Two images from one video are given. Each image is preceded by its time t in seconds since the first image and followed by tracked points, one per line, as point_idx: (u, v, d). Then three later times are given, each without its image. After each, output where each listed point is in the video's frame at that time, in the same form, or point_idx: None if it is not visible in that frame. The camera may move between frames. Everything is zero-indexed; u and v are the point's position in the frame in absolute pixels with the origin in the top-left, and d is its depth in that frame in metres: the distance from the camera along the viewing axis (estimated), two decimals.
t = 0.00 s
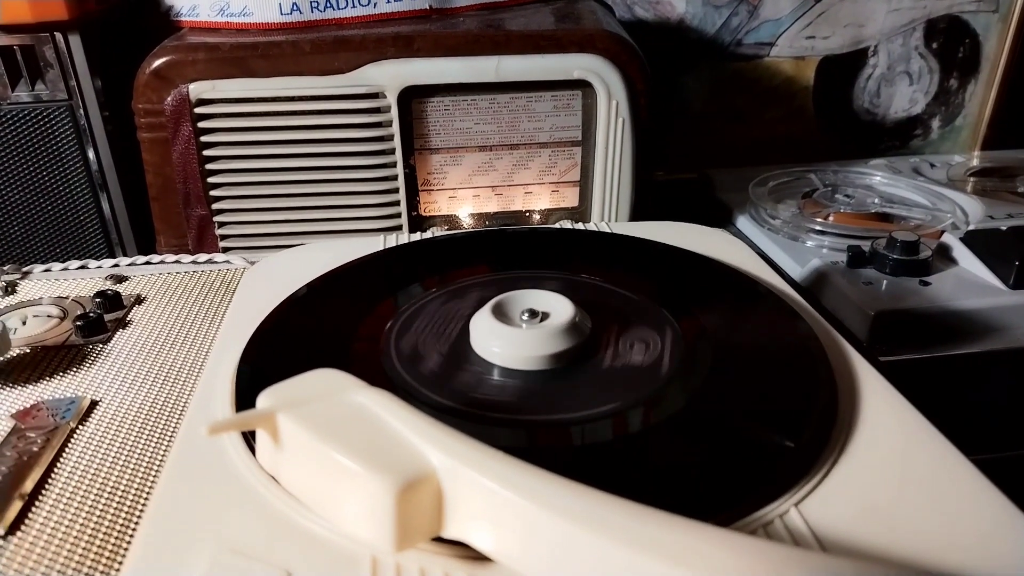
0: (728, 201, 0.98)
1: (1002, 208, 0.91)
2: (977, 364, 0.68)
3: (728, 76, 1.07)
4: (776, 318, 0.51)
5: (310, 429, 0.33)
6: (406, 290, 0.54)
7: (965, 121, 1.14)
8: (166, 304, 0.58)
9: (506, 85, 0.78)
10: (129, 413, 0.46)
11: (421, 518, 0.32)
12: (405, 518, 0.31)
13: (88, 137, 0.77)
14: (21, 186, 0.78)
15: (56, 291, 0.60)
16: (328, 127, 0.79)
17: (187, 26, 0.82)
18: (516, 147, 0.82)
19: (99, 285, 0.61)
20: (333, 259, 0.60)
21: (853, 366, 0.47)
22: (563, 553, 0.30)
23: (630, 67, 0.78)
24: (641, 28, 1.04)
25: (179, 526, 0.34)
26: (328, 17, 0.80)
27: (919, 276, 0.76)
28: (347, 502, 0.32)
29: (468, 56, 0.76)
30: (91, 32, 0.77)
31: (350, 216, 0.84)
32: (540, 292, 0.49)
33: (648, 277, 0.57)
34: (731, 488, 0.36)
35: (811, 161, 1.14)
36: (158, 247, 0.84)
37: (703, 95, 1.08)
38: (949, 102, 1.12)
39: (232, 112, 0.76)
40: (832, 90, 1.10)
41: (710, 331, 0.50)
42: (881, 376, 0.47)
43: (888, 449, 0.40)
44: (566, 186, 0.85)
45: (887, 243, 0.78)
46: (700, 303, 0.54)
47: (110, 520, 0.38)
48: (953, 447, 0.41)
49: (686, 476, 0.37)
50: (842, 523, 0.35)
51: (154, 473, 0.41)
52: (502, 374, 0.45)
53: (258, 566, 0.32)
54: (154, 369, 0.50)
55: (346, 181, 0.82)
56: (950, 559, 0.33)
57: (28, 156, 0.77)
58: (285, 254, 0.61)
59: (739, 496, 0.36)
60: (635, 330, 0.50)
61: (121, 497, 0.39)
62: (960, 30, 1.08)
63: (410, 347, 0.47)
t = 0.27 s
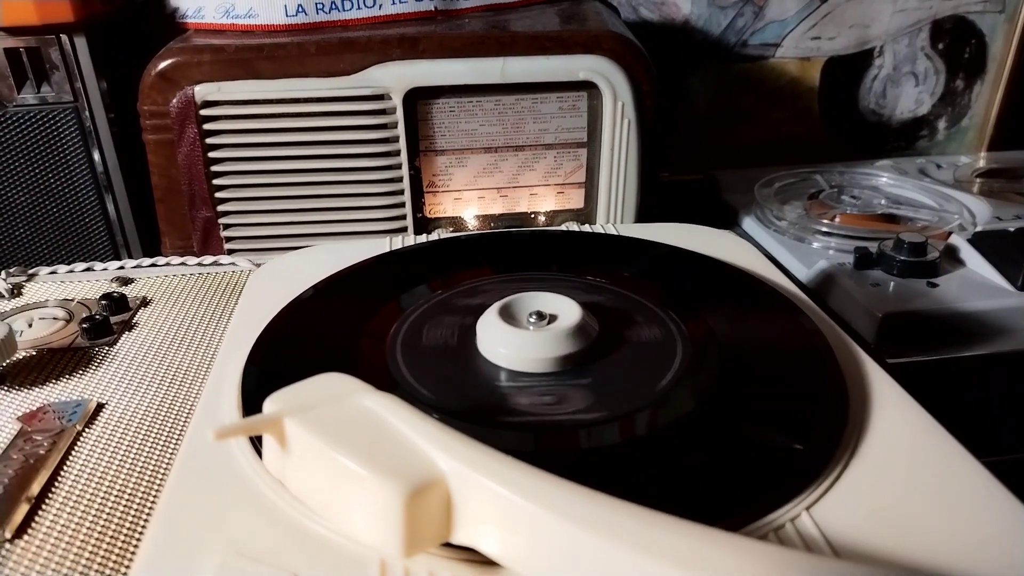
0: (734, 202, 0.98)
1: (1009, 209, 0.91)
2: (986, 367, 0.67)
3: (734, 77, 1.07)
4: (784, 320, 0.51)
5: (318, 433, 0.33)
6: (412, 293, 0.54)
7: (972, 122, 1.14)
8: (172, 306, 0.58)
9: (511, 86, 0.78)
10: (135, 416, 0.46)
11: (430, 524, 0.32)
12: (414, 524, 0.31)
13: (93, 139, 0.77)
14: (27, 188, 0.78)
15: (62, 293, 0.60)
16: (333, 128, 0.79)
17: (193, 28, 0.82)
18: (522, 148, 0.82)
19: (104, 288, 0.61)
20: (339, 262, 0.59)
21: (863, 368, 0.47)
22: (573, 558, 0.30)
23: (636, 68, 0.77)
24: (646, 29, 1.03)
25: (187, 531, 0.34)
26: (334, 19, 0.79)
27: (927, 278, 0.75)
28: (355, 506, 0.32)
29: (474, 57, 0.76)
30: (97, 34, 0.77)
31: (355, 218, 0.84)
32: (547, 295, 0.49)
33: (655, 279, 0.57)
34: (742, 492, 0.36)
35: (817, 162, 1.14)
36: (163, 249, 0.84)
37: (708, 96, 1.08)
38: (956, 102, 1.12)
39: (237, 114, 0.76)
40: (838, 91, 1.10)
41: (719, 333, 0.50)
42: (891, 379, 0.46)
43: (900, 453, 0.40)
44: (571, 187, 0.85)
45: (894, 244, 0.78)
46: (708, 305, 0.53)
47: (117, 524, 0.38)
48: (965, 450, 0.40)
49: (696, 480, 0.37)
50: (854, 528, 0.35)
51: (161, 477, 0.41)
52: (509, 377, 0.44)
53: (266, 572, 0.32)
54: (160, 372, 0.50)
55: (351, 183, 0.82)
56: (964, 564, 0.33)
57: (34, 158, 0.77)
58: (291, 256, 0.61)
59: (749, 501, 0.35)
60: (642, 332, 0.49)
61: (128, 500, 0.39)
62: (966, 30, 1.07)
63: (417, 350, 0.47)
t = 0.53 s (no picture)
0: (738, 203, 0.97)
1: (1013, 211, 0.91)
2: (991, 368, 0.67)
3: (738, 77, 1.07)
4: (790, 320, 0.50)
5: (326, 433, 0.33)
6: (417, 293, 0.54)
7: (976, 124, 1.13)
8: (177, 305, 0.58)
9: (516, 86, 0.78)
10: (141, 414, 0.46)
11: (438, 524, 0.32)
12: (422, 524, 0.31)
13: (98, 138, 0.77)
14: (32, 187, 0.78)
15: (67, 292, 0.60)
16: (338, 128, 0.79)
17: (198, 27, 0.82)
18: (526, 148, 0.82)
19: (109, 286, 0.61)
20: (344, 261, 0.59)
21: (870, 369, 0.47)
22: (582, 558, 0.30)
23: (641, 68, 0.77)
24: (651, 30, 1.03)
25: (194, 530, 0.34)
26: (339, 18, 0.79)
27: (932, 279, 0.75)
28: (363, 506, 0.32)
29: (479, 57, 0.76)
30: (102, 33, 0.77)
31: (359, 218, 0.84)
32: (554, 294, 0.49)
33: (661, 279, 0.57)
34: (749, 493, 0.36)
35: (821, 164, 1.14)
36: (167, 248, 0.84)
37: (713, 97, 1.08)
38: (960, 104, 1.12)
39: (242, 113, 0.76)
40: (842, 92, 1.09)
41: (725, 334, 0.49)
42: (898, 380, 0.46)
43: (908, 454, 0.40)
44: (576, 188, 0.85)
45: (899, 245, 0.77)
46: (714, 306, 0.53)
47: (124, 522, 0.38)
48: (973, 452, 0.40)
49: (704, 481, 0.37)
50: (862, 529, 0.35)
51: (167, 475, 0.40)
52: (516, 376, 0.44)
53: (274, 571, 0.31)
54: (166, 371, 0.50)
55: (356, 183, 0.82)
56: (974, 565, 0.33)
57: (38, 156, 0.77)
58: (296, 255, 0.60)
59: (757, 501, 0.35)
60: (648, 332, 0.49)
61: (134, 499, 0.39)
62: (971, 32, 1.07)
63: (423, 349, 0.47)
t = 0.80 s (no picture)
0: (742, 200, 0.97)
1: (1018, 208, 0.90)
2: (997, 365, 0.67)
3: (741, 74, 1.07)
4: (796, 316, 0.50)
5: (334, 425, 0.33)
6: (421, 288, 0.54)
7: (980, 121, 1.13)
8: (181, 301, 0.58)
9: (519, 82, 0.78)
10: (146, 410, 0.46)
11: (446, 517, 0.31)
12: (431, 516, 0.31)
13: (101, 135, 0.77)
14: (35, 183, 0.78)
15: (71, 288, 0.60)
16: (341, 124, 0.78)
17: (201, 23, 0.82)
18: (530, 145, 0.82)
19: (113, 282, 0.60)
20: (348, 257, 0.59)
21: (877, 365, 0.47)
22: (590, 551, 0.30)
23: (645, 65, 0.77)
24: (654, 26, 1.03)
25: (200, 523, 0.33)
26: (342, 15, 0.79)
27: (937, 276, 0.75)
28: (370, 498, 0.32)
29: (482, 53, 0.75)
30: (105, 29, 0.77)
31: (362, 215, 0.84)
32: (559, 289, 0.49)
33: (665, 275, 0.56)
34: (757, 487, 0.36)
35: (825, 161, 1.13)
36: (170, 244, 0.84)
37: (716, 94, 1.08)
38: (964, 101, 1.11)
39: (245, 110, 0.76)
40: (846, 89, 1.09)
41: (730, 330, 0.49)
42: (905, 375, 0.46)
43: (916, 449, 0.39)
44: (579, 184, 0.85)
45: (903, 242, 0.77)
46: (719, 302, 0.53)
47: (129, 517, 0.38)
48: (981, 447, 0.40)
49: (711, 476, 0.37)
50: (870, 523, 0.35)
51: (172, 470, 0.40)
52: (520, 371, 0.44)
53: (280, 564, 0.31)
54: (170, 366, 0.50)
55: (359, 179, 0.82)
56: (983, 560, 0.33)
57: (42, 153, 0.77)
58: (299, 251, 0.60)
59: (764, 496, 0.35)
60: (653, 328, 0.49)
61: (139, 493, 0.39)
62: (976, 28, 1.07)
63: (428, 344, 0.47)
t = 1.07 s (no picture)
0: (742, 199, 0.97)
1: (1019, 207, 0.90)
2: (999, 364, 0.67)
3: (742, 73, 1.07)
4: (797, 314, 0.50)
5: (335, 422, 0.33)
6: (421, 287, 0.53)
7: (981, 120, 1.13)
8: (182, 300, 0.58)
9: (520, 81, 0.78)
10: (146, 408, 0.46)
11: (447, 514, 0.31)
12: (432, 513, 0.31)
13: (102, 134, 0.77)
14: (35, 182, 0.78)
15: (71, 287, 0.60)
16: (342, 123, 0.78)
17: (201, 23, 0.82)
18: (530, 144, 0.82)
19: (114, 281, 0.60)
20: (349, 256, 0.59)
21: (878, 363, 0.47)
22: (591, 547, 0.30)
23: (645, 64, 0.77)
24: (654, 26, 1.03)
25: (201, 520, 0.33)
26: (342, 14, 0.79)
27: (937, 275, 0.75)
28: (371, 495, 0.32)
29: (482, 52, 0.75)
30: (105, 28, 0.77)
31: (363, 214, 0.84)
32: (560, 287, 0.49)
33: (666, 274, 0.56)
34: (758, 484, 0.36)
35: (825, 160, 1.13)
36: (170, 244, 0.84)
37: (717, 93, 1.08)
38: (965, 100, 1.11)
39: (246, 109, 0.76)
40: (846, 88, 1.09)
41: (731, 328, 0.49)
42: (906, 373, 0.46)
43: (917, 446, 0.39)
44: (580, 183, 0.85)
45: (904, 241, 0.77)
46: (720, 300, 0.53)
47: (130, 516, 0.37)
48: (982, 444, 0.40)
49: (712, 473, 0.37)
50: (872, 520, 0.35)
51: (173, 469, 0.40)
52: (522, 369, 0.44)
53: (281, 561, 0.31)
54: (171, 365, 0.50)
55: (359, 178, 0.82)
56: (985, 557, 0.33)
57: (42, 152, 0.77)
58: (300, 250, 0.60)
59: (766, 493, 0.35)
60: (654, 326, 0.49)
61: (140, 492, 0.39)
62: (976, 27, 1.07)
63: (429, 342, 0.47)
